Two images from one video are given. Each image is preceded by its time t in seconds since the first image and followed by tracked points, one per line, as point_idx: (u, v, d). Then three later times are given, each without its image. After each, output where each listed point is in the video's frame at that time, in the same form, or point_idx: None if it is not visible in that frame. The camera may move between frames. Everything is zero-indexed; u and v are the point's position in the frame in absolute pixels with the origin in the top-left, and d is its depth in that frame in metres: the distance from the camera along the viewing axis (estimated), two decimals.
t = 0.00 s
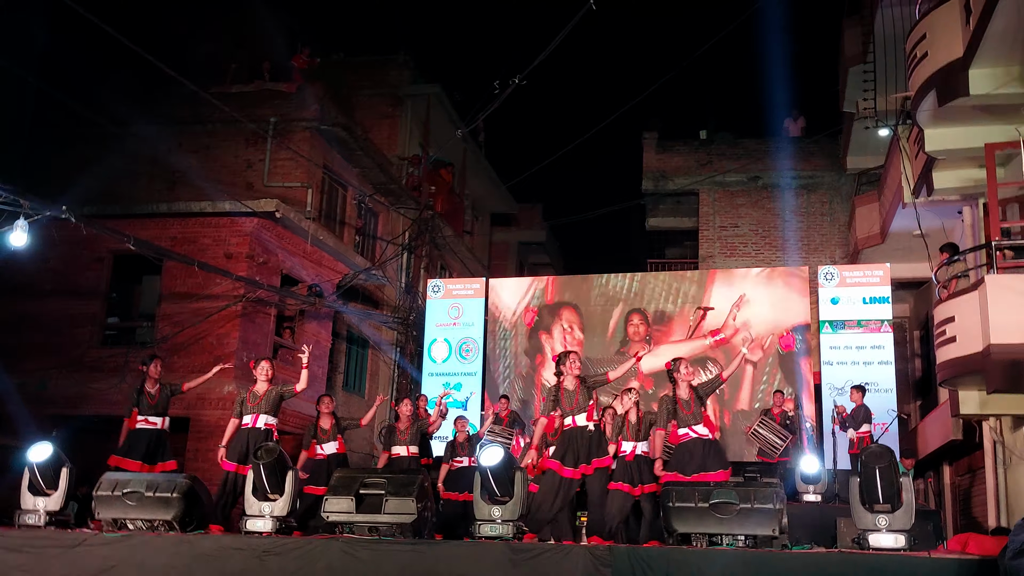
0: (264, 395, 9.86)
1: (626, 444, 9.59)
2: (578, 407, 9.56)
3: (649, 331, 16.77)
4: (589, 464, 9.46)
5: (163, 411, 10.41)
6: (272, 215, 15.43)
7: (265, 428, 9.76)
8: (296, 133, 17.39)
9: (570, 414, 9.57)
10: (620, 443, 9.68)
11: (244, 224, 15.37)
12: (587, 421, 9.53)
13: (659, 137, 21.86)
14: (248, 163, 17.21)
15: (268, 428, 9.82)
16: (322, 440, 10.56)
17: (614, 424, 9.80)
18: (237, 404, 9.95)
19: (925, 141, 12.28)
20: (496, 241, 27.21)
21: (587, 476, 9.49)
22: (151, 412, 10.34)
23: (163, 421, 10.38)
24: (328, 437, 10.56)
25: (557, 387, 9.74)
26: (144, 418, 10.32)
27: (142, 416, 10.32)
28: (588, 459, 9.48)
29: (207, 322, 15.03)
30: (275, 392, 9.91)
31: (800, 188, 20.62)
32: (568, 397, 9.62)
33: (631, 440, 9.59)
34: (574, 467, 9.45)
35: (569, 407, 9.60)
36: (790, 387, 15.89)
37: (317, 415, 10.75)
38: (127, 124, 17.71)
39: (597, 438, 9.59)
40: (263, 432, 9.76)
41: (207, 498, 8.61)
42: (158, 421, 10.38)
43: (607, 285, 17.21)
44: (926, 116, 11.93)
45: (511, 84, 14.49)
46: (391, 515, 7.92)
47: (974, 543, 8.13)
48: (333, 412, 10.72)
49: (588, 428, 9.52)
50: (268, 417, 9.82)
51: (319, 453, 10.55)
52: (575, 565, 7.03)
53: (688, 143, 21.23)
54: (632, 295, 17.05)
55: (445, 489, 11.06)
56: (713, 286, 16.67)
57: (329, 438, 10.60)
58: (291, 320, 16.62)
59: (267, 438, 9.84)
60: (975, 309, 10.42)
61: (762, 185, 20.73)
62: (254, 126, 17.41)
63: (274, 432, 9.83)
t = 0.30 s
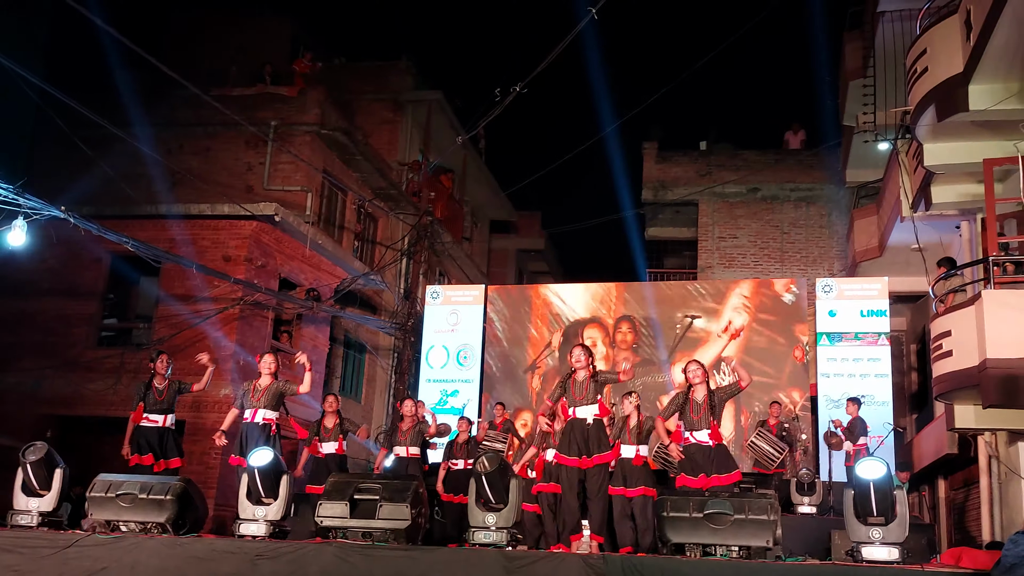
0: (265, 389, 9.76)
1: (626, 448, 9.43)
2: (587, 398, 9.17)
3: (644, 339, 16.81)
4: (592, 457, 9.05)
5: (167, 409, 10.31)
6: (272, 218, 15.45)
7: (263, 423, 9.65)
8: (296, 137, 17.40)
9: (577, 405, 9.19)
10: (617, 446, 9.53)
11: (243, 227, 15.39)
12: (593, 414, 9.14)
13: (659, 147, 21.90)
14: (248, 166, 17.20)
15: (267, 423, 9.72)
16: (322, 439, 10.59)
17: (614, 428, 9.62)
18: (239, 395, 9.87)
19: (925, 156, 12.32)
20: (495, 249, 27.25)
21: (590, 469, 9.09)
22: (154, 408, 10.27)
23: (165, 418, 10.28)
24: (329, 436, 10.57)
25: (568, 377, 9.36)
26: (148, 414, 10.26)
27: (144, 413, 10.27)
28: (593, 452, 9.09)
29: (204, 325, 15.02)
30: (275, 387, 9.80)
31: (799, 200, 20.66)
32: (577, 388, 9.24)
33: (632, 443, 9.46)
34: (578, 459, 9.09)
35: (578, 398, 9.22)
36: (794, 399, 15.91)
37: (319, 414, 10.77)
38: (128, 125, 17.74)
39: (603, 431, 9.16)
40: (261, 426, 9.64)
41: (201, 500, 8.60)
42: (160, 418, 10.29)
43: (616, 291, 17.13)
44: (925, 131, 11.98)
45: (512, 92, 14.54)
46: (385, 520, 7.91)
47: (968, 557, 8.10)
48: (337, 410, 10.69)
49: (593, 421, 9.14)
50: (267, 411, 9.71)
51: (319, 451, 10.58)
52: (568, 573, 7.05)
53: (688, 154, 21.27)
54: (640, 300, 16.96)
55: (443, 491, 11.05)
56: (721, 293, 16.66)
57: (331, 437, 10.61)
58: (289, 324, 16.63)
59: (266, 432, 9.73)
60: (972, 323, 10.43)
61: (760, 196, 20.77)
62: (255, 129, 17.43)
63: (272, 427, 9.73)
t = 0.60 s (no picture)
0: (268, 402, 9.77)
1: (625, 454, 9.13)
2: (587, 424, 9.26)
3: (646, 348, 16.79)
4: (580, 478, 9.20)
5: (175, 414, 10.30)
6: (274, 220, 15.45)
7: (260, 435, 9.58)
8: (301, 140, 17.41)
9: (576, 430, 9.29)
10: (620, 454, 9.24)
11: (245, 228, 15.39)
12: (589, 438, 9.21)
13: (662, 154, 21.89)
14: (252, 168, 17.20)
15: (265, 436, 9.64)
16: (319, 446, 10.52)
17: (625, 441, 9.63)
18: (251, 402, 9.93)
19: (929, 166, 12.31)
20: (497, 254, 27.26)
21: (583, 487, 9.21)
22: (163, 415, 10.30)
23: (173, 423, 10.27)
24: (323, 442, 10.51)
25: (572, 399, 9.51)
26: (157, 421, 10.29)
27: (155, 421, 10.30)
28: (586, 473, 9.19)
29: (206, 325, 15.02)
30: (276, 400, 9.79)
31: (802, 209, 20.64)
32: (581, 413, 9.32)
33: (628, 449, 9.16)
34: (572, 479, 9.22)
35: (577, 424, 9.32)
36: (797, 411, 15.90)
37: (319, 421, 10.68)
38: (133, 125, 17.76)
39: (599, 456, 9.27)
40: (259, 438, 9.59)
41: (201, 500, 8.60)
42: (169, 424, 10.29)
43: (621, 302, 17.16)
44: (929, 141, 11.98)
45: (517, 97, 14.56)
46: (383, 523, 7.90)
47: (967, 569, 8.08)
48: (336, 416, 10.63)
49: (589, 445, 9.23)
50: (265, 423, 9.67)
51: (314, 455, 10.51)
52: None
53: (691, 161, 21.27)
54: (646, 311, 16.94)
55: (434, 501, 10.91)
56: (720, 301, 16.62)
57: (327, 443, 10.50)
58: (290, 326, 16.61)
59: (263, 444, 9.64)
60: (974, 335, 10.42)
61: (764, 205, 20.76)
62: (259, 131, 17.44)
63: (269, 439, 9.63)
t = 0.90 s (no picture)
0: (252, 400, 9.76)
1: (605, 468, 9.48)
2: (571, 417, 9.56)
3: (643, 354, 16.79)
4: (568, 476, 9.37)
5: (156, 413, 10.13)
6: (272, 223, 15.40)
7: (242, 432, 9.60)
8: (299, 144, 17.40)
9: (559, 423, 9.59)
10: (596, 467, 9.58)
11: (242, 232, 15.35)
12: (570, 434, 9.54)
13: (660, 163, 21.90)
14: (249, 171, 17.19)
15: (247, 432, 9.64)
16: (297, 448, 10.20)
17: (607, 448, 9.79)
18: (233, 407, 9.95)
19: (926, 178, 12.34)
20: (495, 260, 27.26)
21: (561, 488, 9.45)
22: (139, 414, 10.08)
23: (151, 422, 10.08)
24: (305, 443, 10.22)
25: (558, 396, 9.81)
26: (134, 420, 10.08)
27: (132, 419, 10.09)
28: (563, 471, 9.46)
29: (202, 328, 14.97)
30: (261, 398, 9.79)
31: (800, 220, 20.66)
32: (565, 406, 9.60)
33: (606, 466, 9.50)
34: (552, 478, 9.47)
35: (561, 416, 9.61)
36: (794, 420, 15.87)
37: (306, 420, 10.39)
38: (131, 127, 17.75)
39: (581, 453, 9.52)
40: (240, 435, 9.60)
41: (193, 504, 8.57)
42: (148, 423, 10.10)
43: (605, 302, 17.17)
44: (926, 153, 12.02)
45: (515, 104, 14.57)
46: (378, 529, 7.87)
47: None
48: (317, 419, 10.33)
49: (569, 440, 9.52)
50: (247, 421, 9.66)
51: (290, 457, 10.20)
52: None
53: (689, 170, 21.28)
54: (642, 315, 16.99)
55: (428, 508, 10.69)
56: (720, 309, 16.69)
57: (305, 445, 10.24)
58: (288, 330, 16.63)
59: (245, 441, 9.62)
60: (970, 346, 10.42)
61: (761, 215, 20.79)
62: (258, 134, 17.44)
63: (252, 436, 9.62)
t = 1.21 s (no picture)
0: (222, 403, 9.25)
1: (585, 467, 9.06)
2: (539, 433, 9.26)
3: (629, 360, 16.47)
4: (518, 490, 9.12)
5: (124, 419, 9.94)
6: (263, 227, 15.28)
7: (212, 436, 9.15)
8: (291, 148, 17.37)
9: (521, 440, 9.30)
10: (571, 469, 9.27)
11: (233, 236, 15.32)
12: (531, 450, 9.28)
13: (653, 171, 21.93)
14: (241, 175, 17.16)
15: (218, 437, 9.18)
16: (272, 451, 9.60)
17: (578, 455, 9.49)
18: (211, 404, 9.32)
19: (916, 189, 12.40)
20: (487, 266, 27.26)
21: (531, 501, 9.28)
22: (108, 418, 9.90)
23: (120, 427, 9.89)
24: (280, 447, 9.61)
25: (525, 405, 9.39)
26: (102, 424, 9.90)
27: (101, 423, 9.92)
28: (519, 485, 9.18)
29: (191, 331, 14.91)
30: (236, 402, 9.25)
31: (791, 229, 20.72)
32: (532, 421, 9.31)
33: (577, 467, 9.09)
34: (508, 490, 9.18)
35: (529, 430, 9.31)
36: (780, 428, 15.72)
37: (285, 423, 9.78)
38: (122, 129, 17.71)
39: (541, 465, 9.26)
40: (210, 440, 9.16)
41: (181, 509, 8.56)
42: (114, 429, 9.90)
43: (578, 312, 16.97)
44: (917, 164, 12.07)
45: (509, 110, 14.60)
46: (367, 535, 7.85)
47: None
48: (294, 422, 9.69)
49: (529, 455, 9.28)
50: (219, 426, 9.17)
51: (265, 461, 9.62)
52: None
53: (682, 179, 21.31)
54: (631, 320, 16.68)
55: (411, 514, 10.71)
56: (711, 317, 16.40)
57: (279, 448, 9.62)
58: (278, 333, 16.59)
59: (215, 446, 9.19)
60: (959, 357, 10.46)
61: (753, 224, 20.86)
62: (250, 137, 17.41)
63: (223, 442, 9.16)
